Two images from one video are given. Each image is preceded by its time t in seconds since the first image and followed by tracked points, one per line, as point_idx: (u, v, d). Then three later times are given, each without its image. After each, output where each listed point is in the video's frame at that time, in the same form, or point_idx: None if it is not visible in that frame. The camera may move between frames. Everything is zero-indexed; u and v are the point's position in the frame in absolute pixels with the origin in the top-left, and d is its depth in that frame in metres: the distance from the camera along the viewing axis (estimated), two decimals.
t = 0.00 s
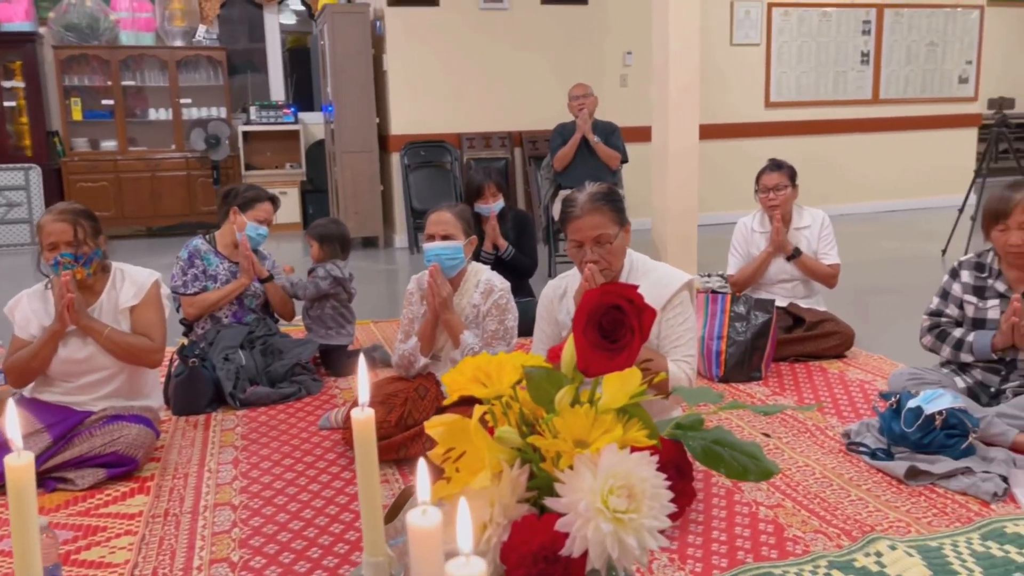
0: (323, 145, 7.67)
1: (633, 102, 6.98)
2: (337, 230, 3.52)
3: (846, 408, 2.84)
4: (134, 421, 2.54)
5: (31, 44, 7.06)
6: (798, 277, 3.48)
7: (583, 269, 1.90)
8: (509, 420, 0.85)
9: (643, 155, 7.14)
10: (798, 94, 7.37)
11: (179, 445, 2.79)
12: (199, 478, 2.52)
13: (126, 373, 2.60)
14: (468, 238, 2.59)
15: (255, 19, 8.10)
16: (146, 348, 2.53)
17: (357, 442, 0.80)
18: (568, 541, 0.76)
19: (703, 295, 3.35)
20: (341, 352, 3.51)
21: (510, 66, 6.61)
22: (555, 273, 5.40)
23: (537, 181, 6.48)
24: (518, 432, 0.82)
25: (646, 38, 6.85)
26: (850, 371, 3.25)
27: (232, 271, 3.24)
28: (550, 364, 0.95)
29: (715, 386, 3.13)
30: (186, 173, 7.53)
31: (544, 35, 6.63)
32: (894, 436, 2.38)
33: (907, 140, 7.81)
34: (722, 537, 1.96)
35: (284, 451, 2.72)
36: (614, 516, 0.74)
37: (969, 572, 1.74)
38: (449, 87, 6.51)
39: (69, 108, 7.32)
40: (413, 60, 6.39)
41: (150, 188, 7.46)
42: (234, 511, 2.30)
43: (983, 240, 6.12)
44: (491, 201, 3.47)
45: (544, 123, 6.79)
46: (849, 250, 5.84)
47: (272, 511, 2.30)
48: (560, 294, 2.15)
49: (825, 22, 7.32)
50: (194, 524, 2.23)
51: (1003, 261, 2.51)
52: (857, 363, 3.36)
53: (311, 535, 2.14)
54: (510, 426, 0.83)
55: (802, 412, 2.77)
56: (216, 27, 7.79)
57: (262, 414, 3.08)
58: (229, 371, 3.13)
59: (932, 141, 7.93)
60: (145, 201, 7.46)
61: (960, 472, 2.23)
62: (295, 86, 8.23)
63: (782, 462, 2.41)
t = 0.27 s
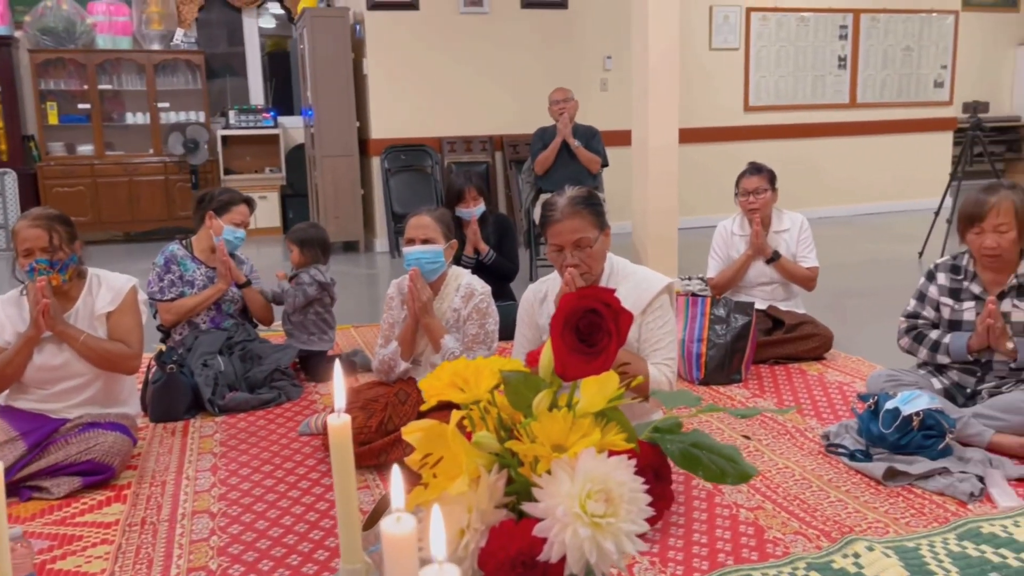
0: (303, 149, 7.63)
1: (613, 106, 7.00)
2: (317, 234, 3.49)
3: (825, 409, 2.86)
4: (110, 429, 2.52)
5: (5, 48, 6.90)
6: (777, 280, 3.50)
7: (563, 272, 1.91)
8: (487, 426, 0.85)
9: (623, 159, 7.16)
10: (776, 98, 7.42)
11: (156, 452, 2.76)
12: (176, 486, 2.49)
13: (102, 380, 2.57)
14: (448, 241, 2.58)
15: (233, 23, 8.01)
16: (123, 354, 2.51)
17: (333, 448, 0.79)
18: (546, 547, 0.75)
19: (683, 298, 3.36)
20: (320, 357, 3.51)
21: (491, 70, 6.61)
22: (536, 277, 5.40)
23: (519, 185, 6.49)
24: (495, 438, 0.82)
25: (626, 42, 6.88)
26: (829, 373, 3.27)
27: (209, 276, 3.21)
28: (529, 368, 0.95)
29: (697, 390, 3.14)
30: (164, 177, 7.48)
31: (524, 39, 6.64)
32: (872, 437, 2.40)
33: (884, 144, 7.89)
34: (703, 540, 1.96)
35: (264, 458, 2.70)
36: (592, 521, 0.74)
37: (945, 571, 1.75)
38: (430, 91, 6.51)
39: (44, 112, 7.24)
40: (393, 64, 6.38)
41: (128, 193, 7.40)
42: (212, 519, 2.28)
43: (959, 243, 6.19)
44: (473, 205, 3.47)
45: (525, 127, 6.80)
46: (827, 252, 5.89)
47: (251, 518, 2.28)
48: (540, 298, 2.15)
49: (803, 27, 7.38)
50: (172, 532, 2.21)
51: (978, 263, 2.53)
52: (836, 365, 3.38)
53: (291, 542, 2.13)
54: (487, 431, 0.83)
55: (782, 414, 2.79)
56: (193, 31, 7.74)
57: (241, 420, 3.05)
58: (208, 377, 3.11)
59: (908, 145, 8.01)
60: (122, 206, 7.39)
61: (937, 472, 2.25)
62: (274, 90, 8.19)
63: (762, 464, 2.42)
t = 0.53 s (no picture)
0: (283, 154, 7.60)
1: (594, 110, 7.02)
2: (300, 239, 3.46)
3: (804, 412, 2.88)
4: (87, 437, 2.49)
5: None
6: (757, 283, 3.52)
7: (544, 277, 1.92)
8: (465, 432, 0.85)
9: (604, 163, 7.19)
10: (756, 102, 7.47)
11: (134, 460, 2.73)
12: (155, 495, 2.47)
13: (79, 388, 2.54)
14: (428, 246, 2.57)
15: (212, 27, 7.95)
16: (100, 361, 2.48)
17: (310, 457, 0.79)
18: (525, 554, 0.75)
19: (664, 302, 3.37)
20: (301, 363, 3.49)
21: (471, 75, 6.62)
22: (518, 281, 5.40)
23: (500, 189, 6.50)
24: (473, 444, 0.82)
25: (606, 47, 6.91)
26: (809, 375, 3.29)
27: (187, 283, 3.19)
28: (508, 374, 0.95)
29: (678, 393, 3.15)
30: (142, 182, 7.40)
31: (505, 44, 6.65)
32: (852, 439, 2.42)
33: (863, 147, 7.96)
34: (684, 543, 1.97)
35: (243, 465, 2.68)
36: (571, 527, 0.74)
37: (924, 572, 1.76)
38: (411, 95, 6.50)
39: (20, 117, 7.15)
40: (374, 68, 6.37)
41: (106, 198, 7.32)
42: (191, 528, 2.25)
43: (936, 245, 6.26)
44: (454, 209, 3.45)
45: (506, 131, 6.81)
46: (806, 255, 5.93)
47: (230, 526, 2.26)
48: (522, 303, 2.14)
49: (782, 31, 7.43)
50: (149, 541, 2.19)
51: (955, 266, 2.56)
52: (816, 368, 3.40)
53: (271, 550, 2.11)
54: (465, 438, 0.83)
55: (762, 417, 2.80)
56: (172, 35, 7.68)
57: (220, 427, 3.03)
58: (187, 384, 3.08)
59: (886, 148, 8.08)
60: (100, 211, 7.31)
61: (916, 474, 2.27)
62: (254, 94, 8.15)
63: (744, 466, 2.43)
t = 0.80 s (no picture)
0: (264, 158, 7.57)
1: (575, 114, 7.04)
2: (283, 244, 3.44)
3: (786, 413, 2.89)
4: (65, 444, 2.46)
5: None
6: (738, 285, 3.54)
7: (526, 280, 1.92)
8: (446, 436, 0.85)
9: (586, 166, 7.21)
10: (736, 105, 7.52)
11: (112, 468, 2.71)
12: (134, 502, 2.44)
13: (57, 395, 2.52)
14: (410, 250, 2.56)
15: (192, 31, 7.90)
16: (78, 368, 2.45)
17: (290, 463, 0.78)
18: (506, 558, 0.76)
19: (646, 305, 3.38)
20: (283, 369, 3.47)
21: (453, 79, 6.61)
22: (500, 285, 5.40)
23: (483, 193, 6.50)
24: (454, 449, 0.82)
25: (588, 51, 6.93)
26: (791, 377, 3.31)
27: (167, 288, 3.16)
28: (489, 379, 0.95)
29: (660, 396, 3.15)
30: (121, 187, 7.33)
31: (487, 48, 6.65)
32: (833, 440, 2.44)
33: (842, 151, 8.02)
34: (667, 546, 1.97)
35: (224, 472, 2.65)
36: (552, 531, 0.75)
37: (903, 572, 1.77)
38: (392, 99, 6.49)
39: None
40: (355, 72, 6.35)
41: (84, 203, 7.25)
42: (170, 535, 2.23)
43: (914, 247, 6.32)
44: (437, 212, 3.44)
45: (488, 135, 6.81)
46: (787, 258, 5.97)
47: (211, 533, 2.24)
48: (504, 306, 2.14)
49: (761, 35, 7.47)
50: (128, 549, 2.16)
51: (933, 267, 2.59)
52: (797, 369, 3.42)
53: (252, 557, 2.09)
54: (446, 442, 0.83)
55: (744, 419, 2.81)
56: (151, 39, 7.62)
57: (200, 434, 3.00)
58: (167, 391, 3.05)
59: (864, 151, 8.15)
60: (78, 215, 7.24)
61: (896, 474, 2.28)
62: (234, 98, 8.11)
63: (726, 469, 2.44)
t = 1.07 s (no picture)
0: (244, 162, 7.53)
1: (557, 117, 7.05)
2: (266, 248, 3.42)
3: (768, 415, 2.91)
4: (42, 451, 2.43)
5: None
6: (720, 288, 3.56)
7: (509, 283, 1.92)
8: (425, 438, 0.84)
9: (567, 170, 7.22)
10: (717, 109, 7.56)
11: (91, 475, 2.67)
12: (113, 510, 2.41)
13: (34, 401, 2.49)
14: (392, 253, 2.55)
15: (171, 34, 7.83)
16: (56, 374, 2.42)
17: (268, 468, 0.77)
18: (487, 563, 0.76)
19: (629, 307, 3.39)
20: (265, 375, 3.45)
21: (435, 82, 6.60)
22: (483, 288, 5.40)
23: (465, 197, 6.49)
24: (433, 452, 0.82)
25: (569, 55, 6.95)
26: (772, 378, 3.32)
27: (146, 293, 3.14)
28: (470, 382, 0.95)
29: (644, 398, 3.15)
30: (100, 191, 7.27)
31: (469, 51, 6.65)
32: (814, 441, 2.45)
33: (821, 154, 8.09)
34: (650, 548, 1.97)
35: (204, 478, 2.63)
36: (533, 535, 0.75)
37: (884, 571, 1.78)
38: (373, 102, 6.47)
39: None
40: (337, 76, 6.33)
41: (62, 208, 7.18)
42: (150, 542, 2.21)
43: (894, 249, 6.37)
44: (417, 216, 3.45)
45: (470, 139, 6.80)
46: (768, 260, 6.00)
47: (191, 540, 2.22)
48: (487, 309, 2.14)
49: (742, 39, 7.52)
50: (107, 557, 2.13)
51: (912, 268, 2.61)
52: (778, 371, 3.44)
53: (233, 564, 2.07)
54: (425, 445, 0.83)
55: (726, 420, 2.82)
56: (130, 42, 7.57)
57: (181, 440, 2.97)
58: (146, 397, 3.03)
59: (844, 154, 8.21)
60: (56, 220, 7.17)
61: (876, 474, 2.30)
62: (214, 102, 8.07)
63: (708, 470, 2.44)
